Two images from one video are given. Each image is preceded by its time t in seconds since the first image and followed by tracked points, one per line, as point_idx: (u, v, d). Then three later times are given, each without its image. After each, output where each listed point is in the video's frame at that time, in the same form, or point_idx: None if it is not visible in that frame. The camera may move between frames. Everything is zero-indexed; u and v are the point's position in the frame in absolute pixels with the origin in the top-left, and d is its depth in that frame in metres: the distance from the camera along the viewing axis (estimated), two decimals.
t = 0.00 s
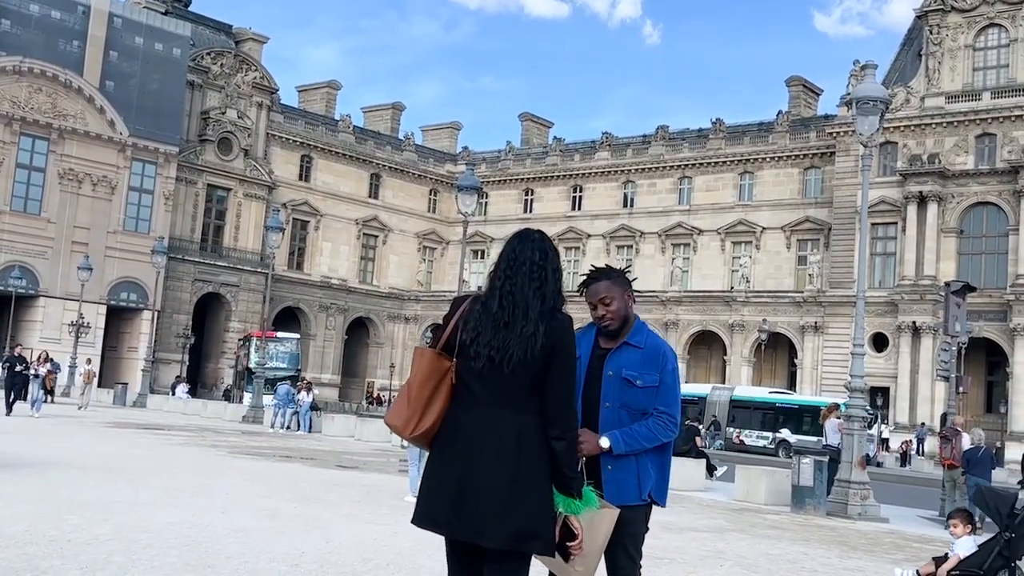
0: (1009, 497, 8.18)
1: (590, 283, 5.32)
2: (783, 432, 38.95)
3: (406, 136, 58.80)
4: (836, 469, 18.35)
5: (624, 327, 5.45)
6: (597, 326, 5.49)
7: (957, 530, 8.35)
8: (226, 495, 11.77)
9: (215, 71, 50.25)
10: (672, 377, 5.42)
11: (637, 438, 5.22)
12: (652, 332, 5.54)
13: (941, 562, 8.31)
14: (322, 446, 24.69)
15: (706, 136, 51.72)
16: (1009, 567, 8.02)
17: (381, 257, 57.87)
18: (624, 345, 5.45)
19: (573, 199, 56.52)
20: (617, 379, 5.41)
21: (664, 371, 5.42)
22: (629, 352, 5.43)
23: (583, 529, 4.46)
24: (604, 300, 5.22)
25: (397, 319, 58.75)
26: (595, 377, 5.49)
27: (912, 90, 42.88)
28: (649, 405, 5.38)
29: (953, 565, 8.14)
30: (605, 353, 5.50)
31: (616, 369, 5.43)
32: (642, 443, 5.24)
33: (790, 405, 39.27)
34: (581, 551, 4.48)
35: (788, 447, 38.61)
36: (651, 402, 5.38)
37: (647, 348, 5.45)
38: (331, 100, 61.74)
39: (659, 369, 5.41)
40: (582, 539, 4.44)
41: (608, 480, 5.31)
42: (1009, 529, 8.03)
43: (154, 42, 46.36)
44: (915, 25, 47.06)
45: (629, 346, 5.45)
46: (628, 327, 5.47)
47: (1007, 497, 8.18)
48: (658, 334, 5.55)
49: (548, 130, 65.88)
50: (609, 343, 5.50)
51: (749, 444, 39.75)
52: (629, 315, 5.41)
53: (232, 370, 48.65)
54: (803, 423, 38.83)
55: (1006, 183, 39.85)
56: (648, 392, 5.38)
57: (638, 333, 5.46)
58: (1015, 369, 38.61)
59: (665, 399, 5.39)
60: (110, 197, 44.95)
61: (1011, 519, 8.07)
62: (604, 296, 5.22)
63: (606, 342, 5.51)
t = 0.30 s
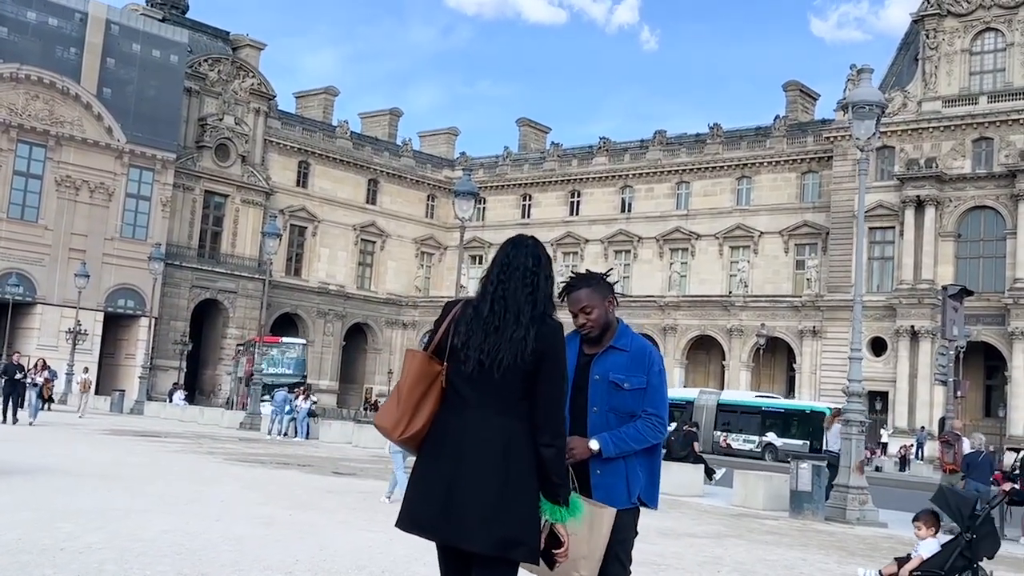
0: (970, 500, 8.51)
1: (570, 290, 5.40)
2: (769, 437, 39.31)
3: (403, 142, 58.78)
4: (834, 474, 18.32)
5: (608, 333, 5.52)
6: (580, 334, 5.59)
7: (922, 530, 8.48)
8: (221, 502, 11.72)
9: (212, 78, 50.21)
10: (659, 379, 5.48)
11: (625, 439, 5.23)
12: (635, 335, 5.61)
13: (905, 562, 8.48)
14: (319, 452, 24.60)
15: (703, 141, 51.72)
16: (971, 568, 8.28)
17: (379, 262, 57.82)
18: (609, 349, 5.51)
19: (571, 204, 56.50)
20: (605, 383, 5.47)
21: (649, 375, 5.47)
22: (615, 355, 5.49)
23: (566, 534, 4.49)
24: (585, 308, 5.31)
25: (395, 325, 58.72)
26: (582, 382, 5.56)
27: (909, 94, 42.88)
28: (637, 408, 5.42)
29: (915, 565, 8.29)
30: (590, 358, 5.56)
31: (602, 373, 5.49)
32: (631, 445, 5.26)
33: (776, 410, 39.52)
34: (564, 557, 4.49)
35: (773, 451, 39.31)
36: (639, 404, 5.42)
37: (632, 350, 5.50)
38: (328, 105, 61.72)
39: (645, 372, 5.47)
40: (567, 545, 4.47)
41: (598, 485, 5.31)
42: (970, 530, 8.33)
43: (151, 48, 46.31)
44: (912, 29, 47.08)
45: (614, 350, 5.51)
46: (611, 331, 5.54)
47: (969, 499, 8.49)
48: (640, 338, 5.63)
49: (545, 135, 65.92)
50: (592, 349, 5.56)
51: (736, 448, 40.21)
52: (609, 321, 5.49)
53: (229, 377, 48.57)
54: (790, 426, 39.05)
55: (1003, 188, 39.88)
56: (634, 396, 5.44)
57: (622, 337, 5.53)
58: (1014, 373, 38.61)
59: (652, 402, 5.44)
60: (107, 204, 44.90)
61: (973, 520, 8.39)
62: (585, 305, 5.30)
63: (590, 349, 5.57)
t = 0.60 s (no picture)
0: (928, 499, 7.89)
1: (564, 291, 5.39)
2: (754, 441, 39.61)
3: (400, 149, 58.81)
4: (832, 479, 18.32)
5: (598, 338, 5.52)
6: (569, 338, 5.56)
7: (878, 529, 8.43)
8: (217, 512, 11.70)
9: (208, 87, 50.22)
10: (652, 383, 5.51)
11: (623, 441, 5.28)
12: (625, 340, 5.62)
13: (865, 562, 8.40)
14: (316, 461, 24.55)
15: (700, 147, 51.77)
16: (930, 568, 8.00)
17: (376, 270, 57.79)
18: (600, 354, 5.50)
19: (567, 211, 56.51)
20: (598, 388, 5.46)
21: (642, 379, 5.50)
22: (606, 360, 5.49)
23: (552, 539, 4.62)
24: (575, 310, 5.29)
25: (393, 333, 58.69)
26: (574, 386, 5.53)
27: (904, 100, 42.95)
28: (631, 412, 5.45)
29: (872, 566, 8.21)
30: (581, 363, 5.54)
31: (595, 377, 5.47)
32: (628, 446, 5.30)
33: (761, 414, 39.83)
34: (549, 561, 4.63)
35: (760, 455, 39.48)
36: (632, 408, 5.46)
37: (623, 355, 5.51)
38: (325, 114, 61.77)
39: (638, 376, 5.49)
40: (551, 549, 4.60)
41: (593, 490, 5.33)
42: (928, 532, 7.90)
43: (147, 57, 46.31)
44: (908, 34, 47.16)
45: (606, 354, 5.51)
46: (602, 335, 5.54)
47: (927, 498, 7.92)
48: (631, 341, 5.63)
49: (542, 142, 65.98)
50: (582, 354, 5.53)
51: (723, 453, 40.56)
52: (600, 324, 5.48)
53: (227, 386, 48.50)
54: (775, 429, 39.32)
55: (999, 192, 39.89)
56: (628, 400, 5.46)
57: (613, 341, 5.54)
58: (1012, 378, 38.59)
59: (645, 405, 5.47)
60: (103, 214, 44.87)
61: (931, 521, 7.87)
62: (574, 307, 5.28)
63: (579, 354, 5.55)
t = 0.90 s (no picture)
0: (888, 501, 8.03)
1: (561, 299, 5.51)
2: (742, 448, 39.94)
3: (397, 160, 58.88)
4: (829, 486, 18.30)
5: (591, 345, 5.53)
6: (563, 346, 5.59)
7: (841, 535, 8.79)
8: (213, 525, 11.65)
9: (205, 100, 50.28)
10: (646, 390, 5.53)
11: (618, 449, 5.28)
12: (619, 348, 5.64)
13: (828, 565, 8.70)
14: (314, 473, 24.50)
15: (696, 156, 51.85)
16: (891, 570, 8.11)
17: (373, 282, 57.80)
18: (595, 361, 5.51)
19: (564, 220, 56.55)
20: (593, 395, 5.46)
21: (637, 387, 5.52)
22: (602, 368, 5.50)
23: (542, 549, 4.63)
24: (570, 314, 5.38)
25: (390, 344, 58.71)
26: (568, 394, 5.54)
27: (899, 107, 43.10)
28: (626, 419, 5.46)
29: (835, 569, 8.50)
30: (575, 371, 5.55)
31: (590, 386, 5.48)
32: (623, 454, 5.30)
33: (748, 421, 40.16)
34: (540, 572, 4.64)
35: (748, 462, 39.85)
36: (627, 416, 5.46)
37: (618, 362, 5.53)
38: (321, 126, 61.85)
39: (632, 384, 5.51)
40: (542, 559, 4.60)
41: (588, 499, 5.34)
42: (889, 533, 8.03)
43: (143, 71, 46.38)
44: (901, 42, 47.33)
45: (600, 362, 5.52)
46: (596, 343, 5.56)
47: (888, 500, 8.07)
48: (625, 350, 5.66)
49: (538, 152, 66.07)
50: (577, 361, 5.55)
51: (712, 460, 40.86)
52: (594, 332, 5.51)
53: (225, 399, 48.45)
54: (762, 437, 39.65)
55: (995, 198, 39.95)
56: (624, 408, 5.47)
57: (606, 349, 5.56)
58: (1010, 384, 38.59)
59: (640, 413, 5.49)
60: (100, 227, 44.88)
61: (892, 523, 8.01)
62: (570, 312, 5.38)
63: (574, 361, 5.56)
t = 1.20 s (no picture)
0: (853, 502, 8.03)
1: (556, 305, 5.49)
2: (732, 454, 40.11)
3: (393, 172, 58.90)
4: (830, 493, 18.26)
5: (586, 352, 5.51)
6: (557, 354, 5.56)
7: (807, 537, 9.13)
8: (212, 539, 11.58)
9: (200, 113, 50.30)
10: (642, 398, 5.52)
11: (616, 457, 5.25)
12: (615, 356, 5.61)
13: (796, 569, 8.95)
14: (313, 485, 24.41)
15: (692, 163, 51.88)
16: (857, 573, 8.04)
17: (371, 293, 57.75)
18: (590, 369, 5.49)
19: (562, 229, 56.54)
20: (590, 404, 5.43)
21: (633, 395, 5.50)
22: (597, 376, 5.47)
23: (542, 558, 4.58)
24: (564, 321, 5.36)
25: (389, 355, 58.62)
26: (564, 402, 5.50)
27: (894, 112, 43.19)
28: (623, 426, 5.43)
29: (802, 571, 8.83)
30: (571, 379, 5.51)
31: (587, 394, 5.44)
32: (621, 462, 5.27)
33: (738, 428, 40.39)
34: None
35: (738, 468, 40.06)
36: (624, 423, 5.43)
37: (613, 370, 5.51)
38: (318, 138, 61.91)
39: (628, 392, 5.48)
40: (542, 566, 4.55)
41: (587, 509, 5.30)
42: (854, 535, 8.01)
43: (138, 85, 46.40)
44: (896, 48, 47.42)
45: (596, 369, 5.49)
46: (591, 350, 5.53)
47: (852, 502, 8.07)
48: (621, 357, 5.63)
49: (535, 161, 66.12)
50: (573, 368, 5.51)
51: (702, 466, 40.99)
52: (589, 339, 5.49)
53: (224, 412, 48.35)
54: (753, 443, 39.84)
55: (991, 203, 39.95)
56: (620, 415, 5.44)
57: (601, 357, 5.53)
58: (1009, 387, 38.55)
59: (636, 419, 5.47)
60: (96, 241, 44.84)
61: (857, 525, 8.00)
62: (564, 318, 5.36)
63: (571, 368, 5.52)
